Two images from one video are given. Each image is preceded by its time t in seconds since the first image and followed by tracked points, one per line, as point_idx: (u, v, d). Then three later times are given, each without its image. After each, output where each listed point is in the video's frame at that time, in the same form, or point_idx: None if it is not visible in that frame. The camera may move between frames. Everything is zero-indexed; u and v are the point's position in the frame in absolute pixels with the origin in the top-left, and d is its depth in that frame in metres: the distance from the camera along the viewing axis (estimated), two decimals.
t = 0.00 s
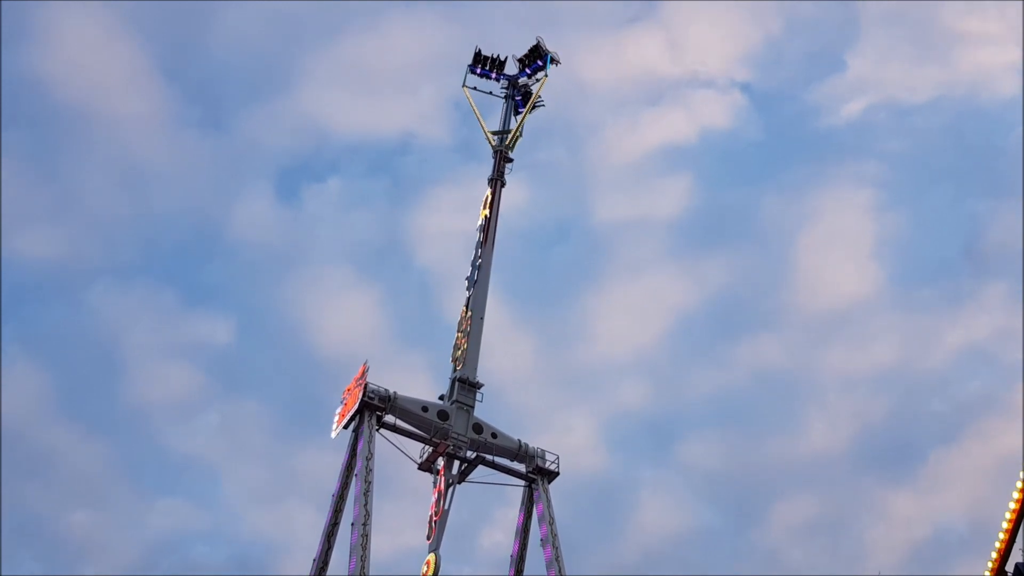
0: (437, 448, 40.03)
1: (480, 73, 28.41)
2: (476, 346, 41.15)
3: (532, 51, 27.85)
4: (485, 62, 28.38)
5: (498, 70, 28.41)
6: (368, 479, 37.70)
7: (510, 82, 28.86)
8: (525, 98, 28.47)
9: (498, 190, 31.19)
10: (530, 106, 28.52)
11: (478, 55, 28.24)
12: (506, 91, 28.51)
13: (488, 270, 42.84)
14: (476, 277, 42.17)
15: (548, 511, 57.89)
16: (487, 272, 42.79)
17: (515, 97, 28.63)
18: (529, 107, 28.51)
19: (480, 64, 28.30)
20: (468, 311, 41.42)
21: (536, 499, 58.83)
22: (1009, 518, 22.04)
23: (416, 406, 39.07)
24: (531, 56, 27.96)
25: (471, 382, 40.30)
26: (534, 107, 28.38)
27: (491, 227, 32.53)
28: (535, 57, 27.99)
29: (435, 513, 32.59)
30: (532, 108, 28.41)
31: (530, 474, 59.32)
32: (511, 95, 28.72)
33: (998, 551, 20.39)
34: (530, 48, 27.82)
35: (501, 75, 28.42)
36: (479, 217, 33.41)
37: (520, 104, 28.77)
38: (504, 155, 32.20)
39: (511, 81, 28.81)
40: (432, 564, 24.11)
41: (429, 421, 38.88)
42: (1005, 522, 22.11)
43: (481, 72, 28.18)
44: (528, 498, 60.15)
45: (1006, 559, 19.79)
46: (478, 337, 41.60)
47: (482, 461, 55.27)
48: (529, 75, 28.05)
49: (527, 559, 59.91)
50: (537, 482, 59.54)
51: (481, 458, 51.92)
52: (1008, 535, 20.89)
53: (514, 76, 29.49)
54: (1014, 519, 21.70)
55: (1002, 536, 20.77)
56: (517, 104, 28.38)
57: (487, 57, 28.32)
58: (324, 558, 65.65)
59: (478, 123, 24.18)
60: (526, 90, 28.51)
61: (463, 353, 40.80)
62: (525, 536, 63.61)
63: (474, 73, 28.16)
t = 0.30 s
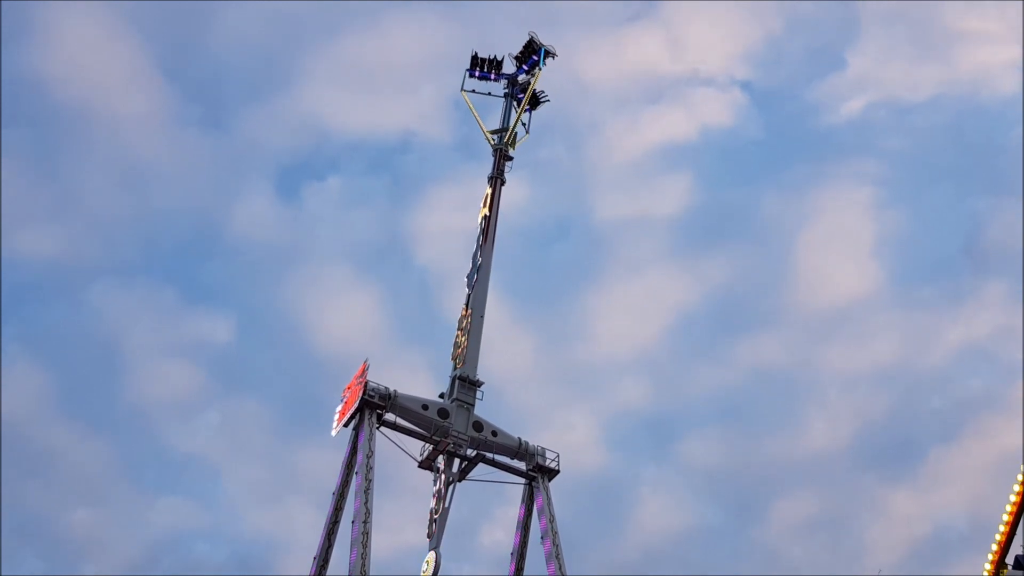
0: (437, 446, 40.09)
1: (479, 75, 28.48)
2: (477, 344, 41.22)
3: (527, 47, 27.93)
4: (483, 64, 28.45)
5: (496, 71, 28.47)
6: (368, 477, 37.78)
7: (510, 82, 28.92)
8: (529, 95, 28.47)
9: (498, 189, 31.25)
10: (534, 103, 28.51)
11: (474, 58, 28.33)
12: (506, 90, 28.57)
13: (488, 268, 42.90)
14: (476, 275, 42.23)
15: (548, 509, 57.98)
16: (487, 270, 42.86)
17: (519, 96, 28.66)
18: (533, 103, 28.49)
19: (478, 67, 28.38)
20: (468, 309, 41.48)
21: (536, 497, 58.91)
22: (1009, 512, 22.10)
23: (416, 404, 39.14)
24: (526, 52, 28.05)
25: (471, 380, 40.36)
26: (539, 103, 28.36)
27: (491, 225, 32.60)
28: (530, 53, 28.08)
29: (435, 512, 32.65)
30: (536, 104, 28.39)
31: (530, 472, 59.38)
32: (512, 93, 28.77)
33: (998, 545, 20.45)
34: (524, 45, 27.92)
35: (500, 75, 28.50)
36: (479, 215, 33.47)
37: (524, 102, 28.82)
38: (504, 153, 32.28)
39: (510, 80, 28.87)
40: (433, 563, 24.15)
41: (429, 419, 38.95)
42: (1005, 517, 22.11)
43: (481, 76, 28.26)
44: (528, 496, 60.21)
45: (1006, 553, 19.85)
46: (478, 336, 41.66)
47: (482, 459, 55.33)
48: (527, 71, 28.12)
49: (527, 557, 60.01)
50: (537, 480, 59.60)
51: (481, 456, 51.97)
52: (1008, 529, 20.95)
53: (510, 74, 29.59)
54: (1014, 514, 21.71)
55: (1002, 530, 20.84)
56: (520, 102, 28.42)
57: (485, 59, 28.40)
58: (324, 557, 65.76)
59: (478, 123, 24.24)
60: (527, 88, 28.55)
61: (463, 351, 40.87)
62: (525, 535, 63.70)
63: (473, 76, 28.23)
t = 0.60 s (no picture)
0: (437, 445, 40.14)
1: (480, 76, 28.53)
2: (477, 342, 41.25)
3: (521, 43, 28.00)
4: (483, 65, 28.48)
5: (496, 69, 28.49)
6: (369, 476, 37.83)
7: (510, 79, 28.96)
8: (533, 89, 28.35)
9: (499, 187, 31.28)
10: (540, 96, 28.42)
11: (474, 60, 28.36)
12: (507, 87, 28.54)
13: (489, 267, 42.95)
14: (476, 273, 42.27)
15: (549, 507, 58.03)
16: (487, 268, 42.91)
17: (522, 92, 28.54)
18: (540, 96, 28.40)
19: (478, 68, 28.42)
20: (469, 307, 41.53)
21: (536, 495, 58.99)
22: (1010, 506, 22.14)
23: (416, 403, 39.18)
24: (521, 48, 28.14)
25: (471, 379, 40.41)
26: (545, 96, 28.21)
27: (491, 223, 32.64)
28: (526, 47, 28.15)
29: (435, 510, 32.67)
30: (543, 96, 28.32)
31: (531, 470, 59.46)
32: (513, 90, 28.78)
33: (999, 539, 20.49)
34: (519, 40, 28.00)
35: (501, 73, 28.50)
36: (479, 214, 33.50)
37: (528, 98, 28.72)
38: (504, 151, 32.32)
39: (511, 78, 28.91)
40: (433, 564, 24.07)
41: (429, 418, 38.99)
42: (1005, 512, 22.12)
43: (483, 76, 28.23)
44: (528, 494, 60.29)
45: (1007, 546, 19.88)
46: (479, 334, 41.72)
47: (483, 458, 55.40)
48: (527, 65, 28.14)
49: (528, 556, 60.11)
50: (537, 479, 59.67)
51: (481, 455, 52.05)
52: (1009, 522, 20.98)
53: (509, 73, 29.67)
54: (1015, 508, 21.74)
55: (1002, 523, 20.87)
56: (522, 94, 28.27)
57: (484, 60, 28.44)
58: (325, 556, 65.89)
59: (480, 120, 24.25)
60: (529, 82, 28.43)
61: (464, 349, 40.92)
62: (525, 534, 63.74)
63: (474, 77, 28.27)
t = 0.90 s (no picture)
0: (437, 443, 40.18)
1: (484, 74, 28.54)
2: (478, 339, 41.27)
3: (519, 36, 28.02)
4: (485, 63, 28.50)
5: (499, 66, 28.50)
6: (369, 474, 37.89)
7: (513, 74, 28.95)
8: (538, 79, 28.18)
9: (501, 183, 31.27)
10: (546, 86, 28.28)
11: (476, 59, 28.40)
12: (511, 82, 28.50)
13: (490, 264, 42.92)
14: (478, 271, 42.25)
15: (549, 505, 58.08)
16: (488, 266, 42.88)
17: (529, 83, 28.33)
18: (545, 86, 28.27)
19: (480, 67, 28.44)
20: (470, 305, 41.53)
21: (537, 494, 59.01)
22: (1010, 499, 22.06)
23: (416, 401, 39.21)
24: (519, 41, 28.17)
25: (472, 377, 40.43)
26: (552, 86, 28.01)
27: (492, 220, 32.64)
28: (524, 40, 28.16)
29: (435, 509, 32.70)
30: (548, 86, 28.18)
31: (531, 468, 59.50)
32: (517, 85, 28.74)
33: (1000, 530, 20.46)
34: (516, 33, 28.04)
35: (504, 69, 28.47)
36: (481, 210, 33.50)
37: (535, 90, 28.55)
38: (506, 146, 32.30)
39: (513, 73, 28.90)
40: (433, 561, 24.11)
41: (429, 416, 39.02)
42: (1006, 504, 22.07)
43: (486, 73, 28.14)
44: (529, 493, 60.33)
45: (1007, 537, 19.84)
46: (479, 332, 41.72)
47: (483, 456, 55.42)
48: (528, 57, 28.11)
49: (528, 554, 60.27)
50: (538, 477, 59.72)
51: (482, 453, 52.07)
52: (1008, 515, 20.93)
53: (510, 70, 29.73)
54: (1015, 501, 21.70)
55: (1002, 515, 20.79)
56: (526, 86, 28.19)
57: (485, 58, 28.47)
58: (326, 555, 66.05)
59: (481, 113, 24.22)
60: (533, 73, 28.28)
61: (464, 348, 40.94)
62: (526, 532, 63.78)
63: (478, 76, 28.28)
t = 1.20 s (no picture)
0: (439, 442, 40.24)
1: (491, 70, 28.54)
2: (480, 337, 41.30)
3: (519, 27, 28.05)
4: (490, 59, 28.51)
5: (504, 60, 28.49)
6: (371, 473, 37.95)
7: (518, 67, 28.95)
8: (545, 68, 28.15)
9: (505, 177, 31.27)
10: (554, 74, 28.23)
11: (481, 55, 28.41)
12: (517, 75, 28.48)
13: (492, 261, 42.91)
14: (480, 267, 42.24)
15: (551, 503, 58.15)
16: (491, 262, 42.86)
17: (536, 73, 28.27)
18: (554, 75, 28.21)
19: (486, 63, 28.44)
20: (473, 302, 41.55)
21: (539, 491, 59.06)
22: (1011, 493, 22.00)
23: (418, 400, 39.26)
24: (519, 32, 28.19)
25: (473, 375, 40.44)
26: (561, 72, 28.00)
27: (496, 215, 32.67)
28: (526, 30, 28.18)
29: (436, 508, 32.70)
30: (557, 74, 28.12)
31: (533, 466, 59.53)
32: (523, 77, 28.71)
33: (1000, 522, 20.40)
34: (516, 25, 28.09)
35: (508, 63, 28.46)
36: (485, 205, 33.52)
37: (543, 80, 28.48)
38: (510, 141, 32.32)
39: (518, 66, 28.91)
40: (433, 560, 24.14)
41: (431, 415, 39.07)
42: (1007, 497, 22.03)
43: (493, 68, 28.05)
44: (530, 491, 60.38)
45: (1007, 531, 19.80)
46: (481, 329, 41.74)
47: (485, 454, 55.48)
48: (531, 47, 28.10)
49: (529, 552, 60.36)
50: (539, 475, 59.76)
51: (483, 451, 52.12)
52: (1009, 509, 20.85)
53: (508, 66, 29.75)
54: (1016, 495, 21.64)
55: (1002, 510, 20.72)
56: (534, 76, 28.13)
57: (490, 54, 28.48)
58: (327, 553, 66.23)
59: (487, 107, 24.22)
60: (537, 62, 28.24)
61: (466, 345, 40.97)
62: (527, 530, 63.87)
63: (485, 72, 28.27)
